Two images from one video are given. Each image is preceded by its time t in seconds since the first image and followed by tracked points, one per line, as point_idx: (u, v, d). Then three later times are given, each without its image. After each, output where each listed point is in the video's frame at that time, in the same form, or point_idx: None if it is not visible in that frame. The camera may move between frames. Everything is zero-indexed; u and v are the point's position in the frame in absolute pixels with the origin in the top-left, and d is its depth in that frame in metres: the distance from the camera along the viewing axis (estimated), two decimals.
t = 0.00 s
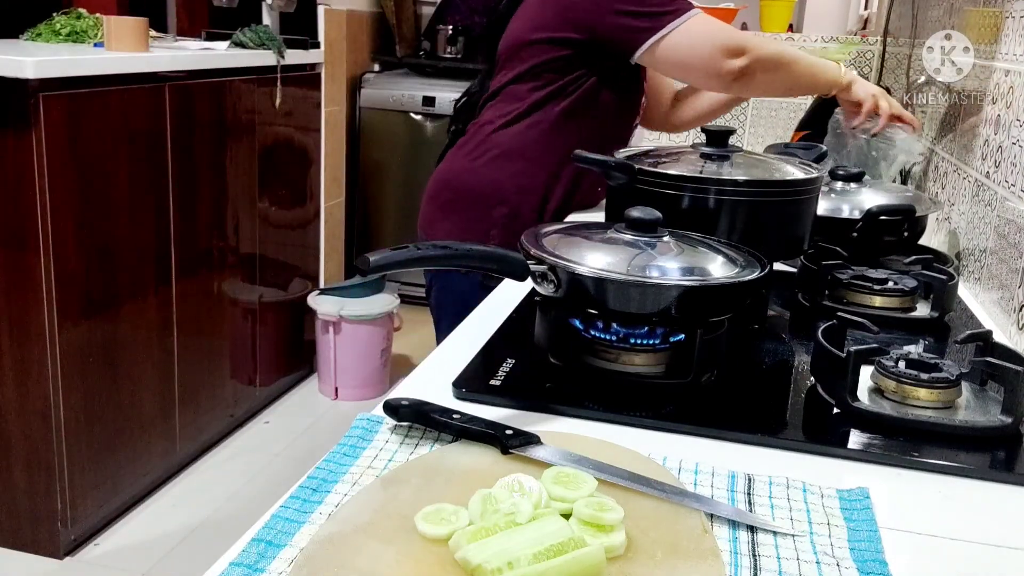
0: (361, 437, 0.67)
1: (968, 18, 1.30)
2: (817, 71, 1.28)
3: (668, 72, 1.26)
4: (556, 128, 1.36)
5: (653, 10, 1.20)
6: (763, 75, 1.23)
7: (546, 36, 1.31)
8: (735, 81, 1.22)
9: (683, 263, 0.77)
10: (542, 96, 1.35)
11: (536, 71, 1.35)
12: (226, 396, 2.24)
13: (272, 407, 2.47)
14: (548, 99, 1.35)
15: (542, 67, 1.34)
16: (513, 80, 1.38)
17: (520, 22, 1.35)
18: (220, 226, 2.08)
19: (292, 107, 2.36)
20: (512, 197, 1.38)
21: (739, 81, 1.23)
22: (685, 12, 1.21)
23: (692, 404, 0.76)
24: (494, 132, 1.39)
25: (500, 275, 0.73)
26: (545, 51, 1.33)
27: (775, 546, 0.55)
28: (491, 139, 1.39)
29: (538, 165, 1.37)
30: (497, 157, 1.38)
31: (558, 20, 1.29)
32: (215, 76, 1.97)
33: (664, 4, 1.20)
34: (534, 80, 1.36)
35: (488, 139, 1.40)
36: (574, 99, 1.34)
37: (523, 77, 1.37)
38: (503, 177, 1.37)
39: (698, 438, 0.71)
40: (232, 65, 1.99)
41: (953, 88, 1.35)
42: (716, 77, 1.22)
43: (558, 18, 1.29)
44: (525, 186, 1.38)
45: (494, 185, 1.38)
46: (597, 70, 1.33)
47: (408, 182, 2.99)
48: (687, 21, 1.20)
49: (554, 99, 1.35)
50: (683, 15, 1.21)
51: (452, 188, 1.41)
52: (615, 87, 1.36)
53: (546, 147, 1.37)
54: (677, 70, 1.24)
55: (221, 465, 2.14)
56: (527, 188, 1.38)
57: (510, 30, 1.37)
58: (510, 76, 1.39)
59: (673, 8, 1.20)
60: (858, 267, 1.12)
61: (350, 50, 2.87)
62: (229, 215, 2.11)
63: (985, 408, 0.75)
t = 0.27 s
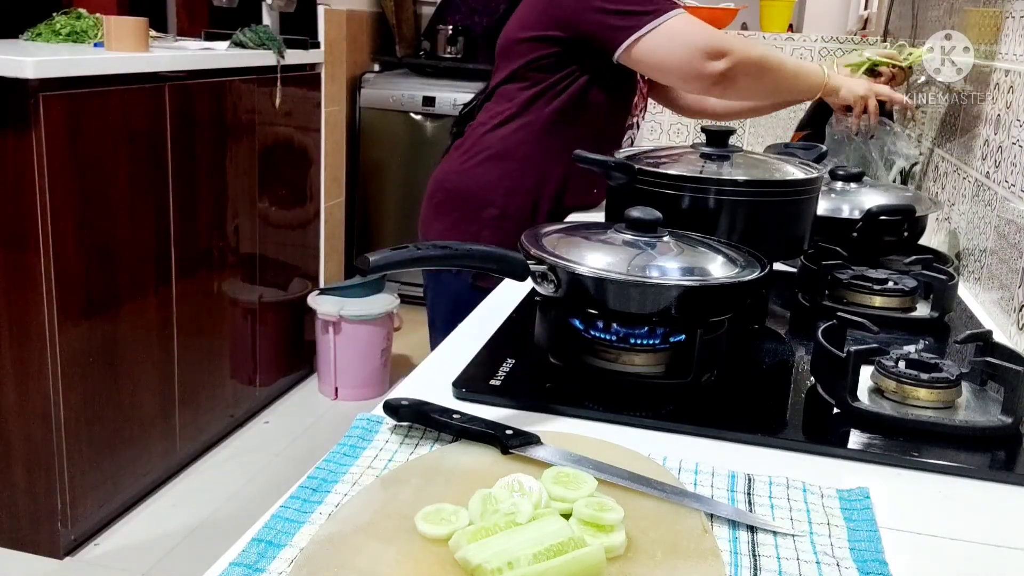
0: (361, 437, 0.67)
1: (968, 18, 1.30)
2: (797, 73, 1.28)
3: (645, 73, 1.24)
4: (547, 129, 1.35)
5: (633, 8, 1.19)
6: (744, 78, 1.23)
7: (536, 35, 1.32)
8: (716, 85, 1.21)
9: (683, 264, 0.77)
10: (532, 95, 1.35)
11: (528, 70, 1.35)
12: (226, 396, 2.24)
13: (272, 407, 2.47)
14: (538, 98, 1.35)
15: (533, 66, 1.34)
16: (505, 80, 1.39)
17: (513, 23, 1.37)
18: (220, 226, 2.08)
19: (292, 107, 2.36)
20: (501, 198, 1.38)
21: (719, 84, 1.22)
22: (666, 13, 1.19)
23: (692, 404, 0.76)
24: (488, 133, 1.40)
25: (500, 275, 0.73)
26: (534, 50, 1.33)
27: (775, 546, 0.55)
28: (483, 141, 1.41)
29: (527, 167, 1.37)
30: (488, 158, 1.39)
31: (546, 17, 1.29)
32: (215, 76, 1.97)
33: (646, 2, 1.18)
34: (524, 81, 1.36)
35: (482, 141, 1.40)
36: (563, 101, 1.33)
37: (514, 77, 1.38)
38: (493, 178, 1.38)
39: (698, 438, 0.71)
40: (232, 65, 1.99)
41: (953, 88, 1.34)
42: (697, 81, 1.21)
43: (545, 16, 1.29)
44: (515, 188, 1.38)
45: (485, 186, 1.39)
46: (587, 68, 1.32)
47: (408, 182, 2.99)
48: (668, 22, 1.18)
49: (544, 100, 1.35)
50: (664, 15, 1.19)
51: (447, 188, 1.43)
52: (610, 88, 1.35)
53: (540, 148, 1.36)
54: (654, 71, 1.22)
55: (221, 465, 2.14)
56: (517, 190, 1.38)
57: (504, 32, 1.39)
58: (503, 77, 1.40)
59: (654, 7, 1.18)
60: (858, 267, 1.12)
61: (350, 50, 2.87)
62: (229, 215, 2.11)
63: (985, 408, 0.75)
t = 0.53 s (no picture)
0: (361, 437, 0.67)
1: (968, 18, 1.30)
2: (803, 77, 1.26)
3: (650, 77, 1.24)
4: (547, 131, 1.35)
5: (639, 11, 1.18)
6: (751, 82, 1.22)
7: (539, 37, 1.32)
8: (720, 90, 1.21)
9: (683, 263, 0.77)
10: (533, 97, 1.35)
11: (530, 72, 1.35)
12: (226, 396, 2.24)
13: (272, 407, 2.47)
14: (540, 101, 1.35)
15: (534, 69, 1.34)
16: (507, 82, 1.39)
17: (516, 26, 1.37)
18: (220, 226, 2.08)
19: (292, 107, 2.36)
20: (501, 200, 1.39)
21: (725, 90, 1.22)
22: (673, 18, 1.19)
23: (692, 404, 0.76)
24: (489, 135, 1.40)
25: (500, 275, 0.73)
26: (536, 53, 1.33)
27: (775, 546, 0.55)
28: (484, 142, 1.41)
29: (527, 169, 1.37)
30: (488, 159, 1.39)
31: (547, 19, 1.29)
32: (215, 76, 1.97)
33: (652, 7, 1.18)
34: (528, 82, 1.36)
35: (483, 142, 1.40)
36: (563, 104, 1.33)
37: (517, 80, 1.38)
38: (493, 180, 1.38)
39: (698, 438, 0.71)
40: (232, 65, 1.99)
41: (953, 88, 1.34)
42: (701, 86, 1.21)
43: (546, 18, 1.29)
44: (514, 189, 1.38)
45: (486, 187, 1.39)
46: (590, 70, 1.32)
47: (408, 182, 2.99)
48: (672, 28, 1.18)
49: (546, 102, 1.35)
50: (669, 20, 1.19)
51: (447, 189, 1.44)
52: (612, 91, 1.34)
53: (540, 149, 1.36)
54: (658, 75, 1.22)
55: (221, 465, 2.14)
56: (516, 191, 1.38)
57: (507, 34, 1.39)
58: (505, 79, 1.40)
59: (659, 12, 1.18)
60: (859, 267, 1.12)
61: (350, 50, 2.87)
62: (229, 215, 2.11)
63: (985, 408, 0.75)
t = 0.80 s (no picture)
0: (361, 437, 0.67)
1: (968, 18, 1.30)
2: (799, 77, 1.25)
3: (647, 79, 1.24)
4: (547, 132, 1.35)
5: (635, 13, 1.19)
6: (745, 82, 1.21)
7: (541, 38, 1.32)
8: (716, 92, 1.21)
9: (683, 263, 0.77)
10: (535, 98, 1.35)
11: (531, 73, 1.35)
12: (226, 396, 2.24)
13: (272, 407, 2.47)
14: (540, 102, 1.35)
15: (535, 69, 1.34)
16: (508, 83, 1.39)
17: (517, 27, 1.37)
18: (219, 226, 2.08)
19: (292, 107, 2.36)
20: (502, 201, 1.39)
21: (720, 92, 1.21)
22: (667, 19, 1.19)
23: (692, 404, 0.76)
24: (489, 136, 1.40)
25: (500, 275, 0.73)
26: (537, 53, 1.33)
27: (775, 546, 0.55)
28: (485, 143, 1.41)
29: (527, 170, 1.37)
30: (489, 160, 1.39)
31: (548, 20, 1.30)
32: (215, 76, 1.97)
33: (647, 9, 1.19)
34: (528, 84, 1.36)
35: (484, 143, 1.40)
36: (564, 105, 1.33)
37: (518, 81, 1.38)
38: (493, 180, 1.38)
39: (698, 438, 0.71)
40: (232, 65, 1.99)
41: (953, 88, 1.35)
42: (697, 88, 1.20)
43: (547, 18, 1.29)
44: (515, 190, 1.38)
45: (486, 188, 1.39)
46: (591, 70, 1.32)
47: (408, 182, 2.99)
48: (666, 30, 1.18)
49: (545, 103, 1.35)
50: (662, 23, 1.19)
51: (449, 189, 1.44)
52: (611, 92, 1.35)
53: (540, 149, 1.36)
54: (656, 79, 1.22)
55: (221, 465, 2.13)
56: (517, 192, 1.38)
57: (508, 35, 1.39)
58: (506, 79, 1.40)
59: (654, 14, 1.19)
60: (859, 267, 1.12)
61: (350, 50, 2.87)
62: (229, 215, 2.11)
63: (985, 408, 0.75)
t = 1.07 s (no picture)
0: (361, 437, 0.67)
1: (968, 18, 1.30)
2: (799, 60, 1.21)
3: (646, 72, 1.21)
4: (546, 132, 1.35)
5: (628, 9, 1.16)
6: (743, 67, 1.18)
7: (537, 38, 1.31)
8: (716, 81, 1.17)
9: (683, 263, 0.77)
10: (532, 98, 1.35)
11: (528, 73, 1.35)
12: (226, 396, 2.24)
13: (272, 407, 2.47)
14: (537, 102, 1.35)
15: (532, 69, 1.34)
16: (508, 83, 1.39)
17: (511, 26, 1.36)
18: (219, 226, 2.08)
19: (292, 107, 2.36)
20: (502, 202, 1.39)
21: (720, 79, 1.18)
22: (661, 11, 1.16)
23: (692, 404, 0.76)
24: (488, 137, 1.40)
25: (500, 275, 0.73)
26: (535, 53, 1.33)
27: (775, 546, 0.55)
28: (484, 143, 1.41)
29: (527, 170, 1.37)
30: (488, 161, 1.39)
31: (542, 20, 1.29)
32: (215, 76, 1.97)
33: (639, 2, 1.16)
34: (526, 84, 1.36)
35: (483, 144, 1.40)
36: (563, 105, 1.33)
37: (515, 81, 1.38)
38: (493, 181, 1.39)
39: (698, 438, 0.71)
40: (232, 65, 1.99)
41: (952, 88, 1.35)
42: (695, 78, 1.17)
43: (541, 18, 1.29)
44: (514, 191, 1.38)
45: (485, 189, 1.39)
46: (591, 70, 1.32)
47: (408, 181, 2.99)
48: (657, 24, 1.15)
49: (543, 104, 1.35)
50: (654, 16, 1.15)
51: (448, 190, 1.44)
52: (609, 91, 1.35)
53: (539, 149, 1.36)
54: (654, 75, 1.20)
55: (221, 465, 2.13)
56: (517, 193, 1.38)
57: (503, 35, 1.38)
58: (506, 79, 1.40)
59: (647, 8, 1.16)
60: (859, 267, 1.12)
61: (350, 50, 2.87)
62: (229, 215, 2.11)
63: (985, 408, 0.75)
